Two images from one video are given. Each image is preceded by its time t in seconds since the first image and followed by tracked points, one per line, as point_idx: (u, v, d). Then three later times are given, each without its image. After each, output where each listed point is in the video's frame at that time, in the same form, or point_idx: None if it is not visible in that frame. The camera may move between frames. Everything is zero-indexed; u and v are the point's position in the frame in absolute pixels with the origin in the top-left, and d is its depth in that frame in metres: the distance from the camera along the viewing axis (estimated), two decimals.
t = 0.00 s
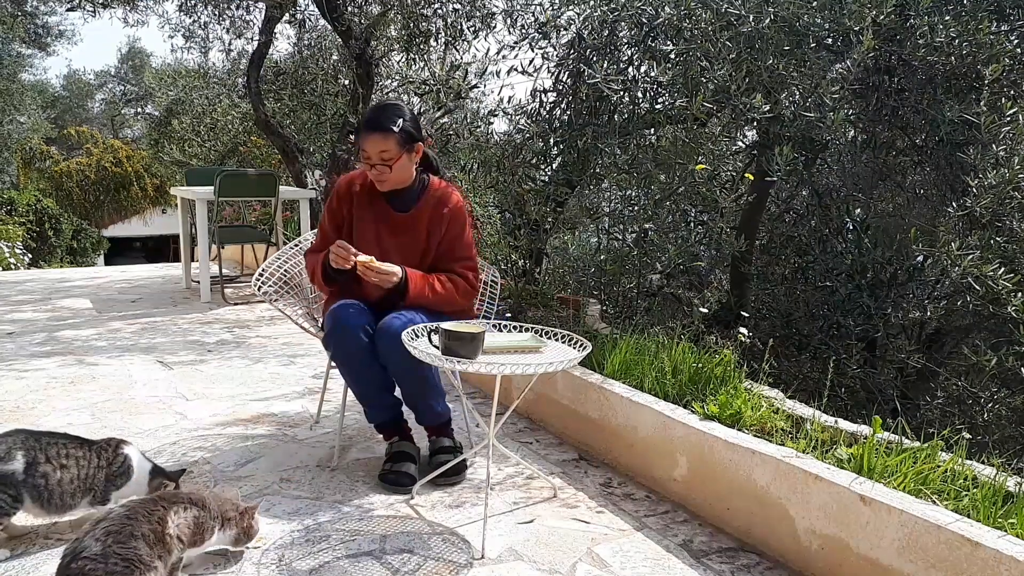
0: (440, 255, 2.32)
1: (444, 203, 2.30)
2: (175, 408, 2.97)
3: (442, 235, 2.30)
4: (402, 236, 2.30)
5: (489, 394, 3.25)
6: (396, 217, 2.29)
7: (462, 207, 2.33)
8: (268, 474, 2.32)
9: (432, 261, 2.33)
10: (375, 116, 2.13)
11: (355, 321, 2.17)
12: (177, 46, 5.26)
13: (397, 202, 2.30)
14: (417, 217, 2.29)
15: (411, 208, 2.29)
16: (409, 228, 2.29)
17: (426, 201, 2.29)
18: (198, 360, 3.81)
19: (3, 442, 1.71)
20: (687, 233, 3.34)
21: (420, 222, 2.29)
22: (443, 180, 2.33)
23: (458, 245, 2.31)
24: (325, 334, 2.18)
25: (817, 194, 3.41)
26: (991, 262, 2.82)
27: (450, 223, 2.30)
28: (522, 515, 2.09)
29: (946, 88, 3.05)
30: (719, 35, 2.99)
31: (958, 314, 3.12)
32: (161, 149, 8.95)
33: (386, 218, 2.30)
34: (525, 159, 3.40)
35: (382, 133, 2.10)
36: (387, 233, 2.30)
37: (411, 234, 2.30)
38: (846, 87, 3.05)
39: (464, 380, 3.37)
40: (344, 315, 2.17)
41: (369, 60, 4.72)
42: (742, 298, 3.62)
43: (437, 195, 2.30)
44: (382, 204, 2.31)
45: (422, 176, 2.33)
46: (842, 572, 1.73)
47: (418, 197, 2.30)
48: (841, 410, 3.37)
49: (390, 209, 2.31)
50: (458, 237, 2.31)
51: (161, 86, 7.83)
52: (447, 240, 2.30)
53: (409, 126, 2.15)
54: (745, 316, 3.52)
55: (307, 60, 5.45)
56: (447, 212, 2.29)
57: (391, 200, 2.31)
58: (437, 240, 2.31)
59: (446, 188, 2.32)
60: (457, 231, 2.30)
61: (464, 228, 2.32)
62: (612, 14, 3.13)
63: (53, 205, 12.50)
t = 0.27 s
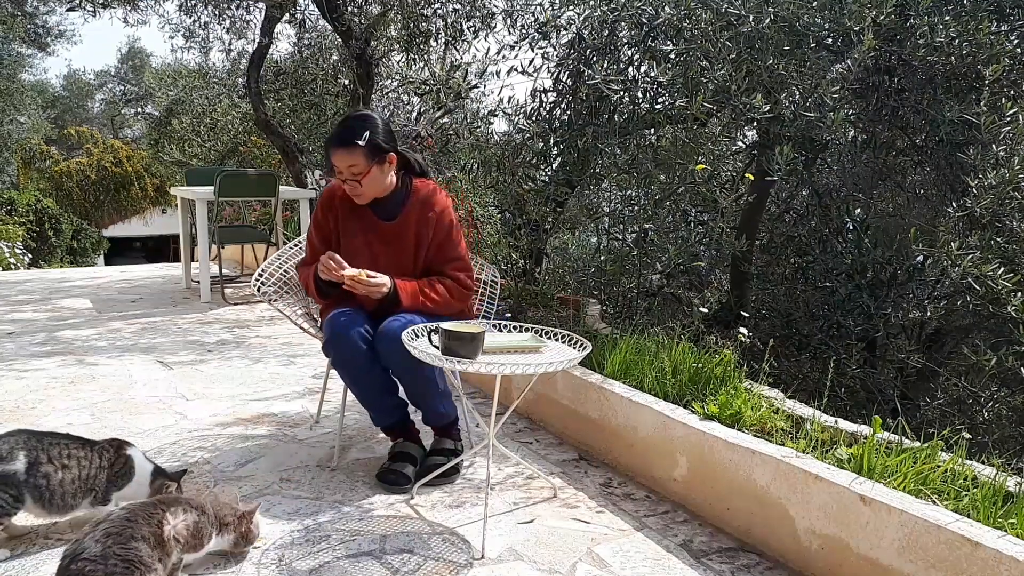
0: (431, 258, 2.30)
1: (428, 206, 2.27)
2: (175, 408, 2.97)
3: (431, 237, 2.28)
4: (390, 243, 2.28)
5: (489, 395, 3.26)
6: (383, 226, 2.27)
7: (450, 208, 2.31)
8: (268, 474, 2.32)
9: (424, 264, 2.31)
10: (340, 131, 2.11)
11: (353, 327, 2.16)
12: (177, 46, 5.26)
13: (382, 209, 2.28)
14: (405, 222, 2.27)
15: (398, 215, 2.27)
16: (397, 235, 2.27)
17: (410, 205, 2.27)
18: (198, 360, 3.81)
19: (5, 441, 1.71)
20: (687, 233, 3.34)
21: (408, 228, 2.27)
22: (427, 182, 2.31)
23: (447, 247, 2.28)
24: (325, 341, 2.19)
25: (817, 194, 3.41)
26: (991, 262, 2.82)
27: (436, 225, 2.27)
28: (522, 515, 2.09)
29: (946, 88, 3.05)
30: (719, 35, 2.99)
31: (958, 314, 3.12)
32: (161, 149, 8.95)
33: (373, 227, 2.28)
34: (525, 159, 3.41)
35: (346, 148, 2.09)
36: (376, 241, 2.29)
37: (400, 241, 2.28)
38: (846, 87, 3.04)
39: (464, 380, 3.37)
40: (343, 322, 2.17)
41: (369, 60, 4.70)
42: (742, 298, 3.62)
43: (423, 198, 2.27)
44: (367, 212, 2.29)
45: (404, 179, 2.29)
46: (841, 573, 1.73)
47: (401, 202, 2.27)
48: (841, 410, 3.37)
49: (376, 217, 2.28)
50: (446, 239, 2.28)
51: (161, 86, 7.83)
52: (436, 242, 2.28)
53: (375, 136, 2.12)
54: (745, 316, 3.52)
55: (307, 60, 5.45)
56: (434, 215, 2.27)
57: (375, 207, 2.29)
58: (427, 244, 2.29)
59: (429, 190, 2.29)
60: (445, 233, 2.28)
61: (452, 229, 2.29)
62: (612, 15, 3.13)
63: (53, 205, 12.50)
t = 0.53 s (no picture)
0: (429, 263, 2.30)
1: (427, 212, 2.26)
2: (175, 408, 2.97)
3: (429, 243, 2.27)
4: (389, 248, 2.28)
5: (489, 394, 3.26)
6: (380, 232, 2.26)
7: (448, 213, 2.29)
8: (268, 474, 2.32)
9: (423, 269, 2.31)
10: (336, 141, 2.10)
11: (353, 330, 2.17)
12: (177, 46, 5.26)
13: (380, 215, 2.27)
14: (402, 229, 2.26)
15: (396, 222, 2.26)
16: (395, 241, 2.26)
17: (408, 211, 2.25)
18: (198, 360, 3.81)
19: (4, 441, 1.71)
20: (687, 233, 3.34)
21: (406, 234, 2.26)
22: (425, 188, 2.29)
23: (446, 252, 2.27)
24: (325, 345, 2.20)
25: (817, 194, 3.41)
26: (991, 262, 2.82)
27: (435, 231, 2.26)
28: (522, 515, 2.09)
29: (946, 88, 3.05)
30: (719, 35, 2.99)
31: (958, 314, 3.12)
32: (161, 149, 8.95)
33: (370, 233, 2.27)
34: (525, 159, 3.40)
35: (342, 159, 2.07)
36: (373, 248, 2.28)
37: (398, 247, 2.27)
38: (846, 87, 3.05)
39: (464, 380, 3.37)
40: (342, 326, 2.17)
41: (369, 60, 4.70)
42: (742, 298, 3.62)
43: (421, 204, 2.26)
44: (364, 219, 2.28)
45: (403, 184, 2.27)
46: (841, 573, 1.73)
47: (400, 208, 2.25)
48: (841, 410, 3.37)
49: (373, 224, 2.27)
50: (445, 245, 2.27)
51: (161, 86, 7.82)
52: (435, 248, 2.28)
53: (372, 145, 2.10)
54: (745, 316, 3.52)
55: (307, 60, 5.45)
56: (432, 221, 2.26)
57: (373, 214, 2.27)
58: (426, 250, 2.28)
59: (428, 196, 2.27)
60: (443, 239, 2.27)
61: (451, 235, 2.28)
62: (612, 15, 3.13)
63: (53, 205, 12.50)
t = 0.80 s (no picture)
0: (432, 265, 2.29)
1: (431, 215, 2.25)
2: (175, 408, 2.97)
3: (432, 245, 2.27)
4: (392, 250, 2.27)
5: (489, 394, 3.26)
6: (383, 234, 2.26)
7: (451, 215, 2.29)
8: (268, 474, 2.32)
9: (425, 271, 2.30)
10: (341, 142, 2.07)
11: (354, 329, 2.17)
12: (177, 46, 5.26)
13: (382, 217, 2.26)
14: (405, 231, 2.25)
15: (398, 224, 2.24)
16: (399, 242, 2.26)
17: (412, 213, 2.24)
18: (198, 360, 3.81)
19: (5, 440, 1.71)
20: (687, 233, 3.34)
21: (409, 236, 2.25)
22: (428, 190, 2.28)
23: (448, 255, 2.27)
24: (325, 342, 2.20)
25: (817, 194, 3.41)
26: (991, 262, 2.81)
27: (438, 235, 2.26)
28: (522, 515, 2.09)
29: (946, 88, 3.05)
30: (720, 35, 3.00)
31: (958, 314, 3.08)
32: (161, 149, 8.95)
33: (372, 235, 2.27)
34: (526, 159, 3.37)
35: (348, 160, 2.05)
36: (375, 249, 2.28)
37: (401, 248, 2.26)
38: (846, 87, 3.04)
39: (464, 380, 3.37)
40: (343, 324, 2.17)
41: (368, 60, 4.71)
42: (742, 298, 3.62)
43: (424, 206, 2.25)
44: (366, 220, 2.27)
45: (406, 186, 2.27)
46: (841, 572, 1.74)
47: (404, 209, 2.24)
48: (841, 410, 3.37)
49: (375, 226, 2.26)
50: (447, 248, 2.27)
51: (161, 85, 7.82)
52: (437, 250, 2.27)
53: (377, 147, 2.09)
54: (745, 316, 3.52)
55: (307, 60, 5.46)
56: (435, 223, 2.25)
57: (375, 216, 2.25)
58: (428, 252, 2.27)
59: (431, 199, 2.27)
60: (445, 242, 2.27)
61: (454, 238, 2.28)
62: (612, 14, 3.13)
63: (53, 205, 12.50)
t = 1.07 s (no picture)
0: (423, 268, 2.26)
1: (415, 218, 2.20)
2: (175, 408, 2.97)
3: (420, 250, 2.23)
4: (379, 260, 2.22)
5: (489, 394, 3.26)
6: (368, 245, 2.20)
7: (437, 215, 2.24)
8: (268, 474, 2.32)
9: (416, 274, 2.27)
10: (321, 157, 2.00)
11: (354, 329, 2.17)
12: (177, 46, 5.26)
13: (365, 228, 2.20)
14: (391, 240, 2.20)
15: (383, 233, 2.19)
16: (386, 252, 2.21)
17: (395, 220, 2.19)
18: (198, 360, 3.81)
19: (6, 437, 1.71)
20: (687, 233, 3.34)
21: (395, 243, 2.20)
22: (411, 193, 2.23)
23: (438, 256, 2.23)
24: (324, 343, 2.20)
25: (817, 194, 3.42)
26: (991, 262, 2.81)
27: (424, 238, 2.21)
28: (522, 515, 2.09)
29: (946, 88, 3.05)
30: (720, 35, 3.00)
31: (958, 313, 3.08)
32: (161, 149, 8.95)
33: (357, 248, 2.21)
34: (525, 159, 3.39)
35: (327, 176, 1.98)
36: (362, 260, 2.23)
37: (389, 257, 2.21)
38: (847, 87, 3.04)
39: (464, 380, 3.37)
40: (342, 325, 2.17)
41: (369, 60, 4.65)
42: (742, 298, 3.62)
43: (408, 211, 2.20)
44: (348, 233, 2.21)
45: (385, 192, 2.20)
46: (841, 573, 1.74)
47: (386, 217, 2.18)
48: (841, 410, 3.37)
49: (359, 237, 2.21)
50: (436, 250, 2.23)
51: (161, 85, 7.82)
52: (426, 253, 2.23)
53: (357, 161, 2.02)
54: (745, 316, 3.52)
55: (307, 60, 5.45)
56: (421, 227, 2.21)
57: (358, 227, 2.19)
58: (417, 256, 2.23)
59: (412, 202, 2.21)
60: (433, 245, 2.23)
61: (441, 238, 2.23)
62: (612, 14, 3.13)
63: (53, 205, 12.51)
